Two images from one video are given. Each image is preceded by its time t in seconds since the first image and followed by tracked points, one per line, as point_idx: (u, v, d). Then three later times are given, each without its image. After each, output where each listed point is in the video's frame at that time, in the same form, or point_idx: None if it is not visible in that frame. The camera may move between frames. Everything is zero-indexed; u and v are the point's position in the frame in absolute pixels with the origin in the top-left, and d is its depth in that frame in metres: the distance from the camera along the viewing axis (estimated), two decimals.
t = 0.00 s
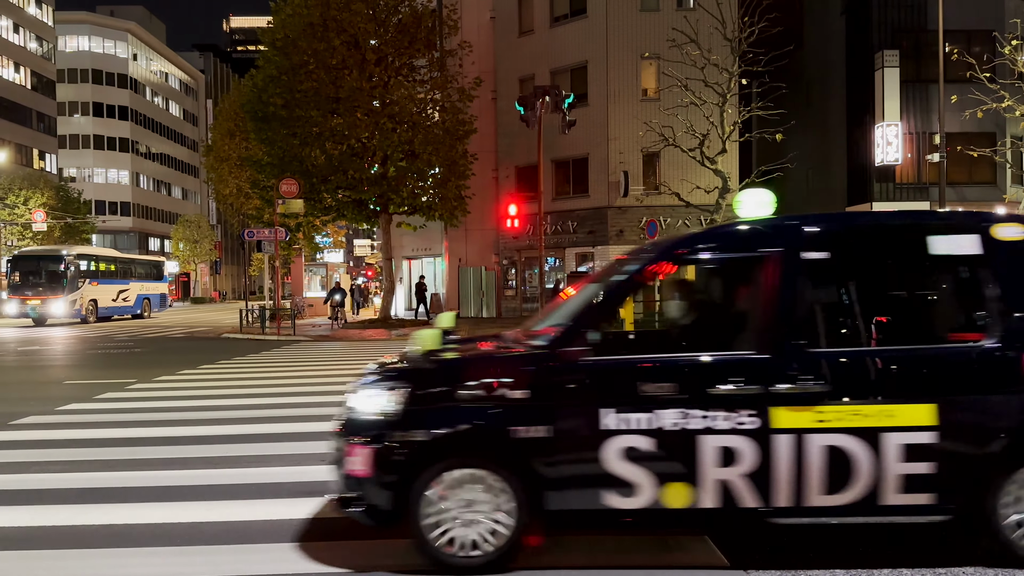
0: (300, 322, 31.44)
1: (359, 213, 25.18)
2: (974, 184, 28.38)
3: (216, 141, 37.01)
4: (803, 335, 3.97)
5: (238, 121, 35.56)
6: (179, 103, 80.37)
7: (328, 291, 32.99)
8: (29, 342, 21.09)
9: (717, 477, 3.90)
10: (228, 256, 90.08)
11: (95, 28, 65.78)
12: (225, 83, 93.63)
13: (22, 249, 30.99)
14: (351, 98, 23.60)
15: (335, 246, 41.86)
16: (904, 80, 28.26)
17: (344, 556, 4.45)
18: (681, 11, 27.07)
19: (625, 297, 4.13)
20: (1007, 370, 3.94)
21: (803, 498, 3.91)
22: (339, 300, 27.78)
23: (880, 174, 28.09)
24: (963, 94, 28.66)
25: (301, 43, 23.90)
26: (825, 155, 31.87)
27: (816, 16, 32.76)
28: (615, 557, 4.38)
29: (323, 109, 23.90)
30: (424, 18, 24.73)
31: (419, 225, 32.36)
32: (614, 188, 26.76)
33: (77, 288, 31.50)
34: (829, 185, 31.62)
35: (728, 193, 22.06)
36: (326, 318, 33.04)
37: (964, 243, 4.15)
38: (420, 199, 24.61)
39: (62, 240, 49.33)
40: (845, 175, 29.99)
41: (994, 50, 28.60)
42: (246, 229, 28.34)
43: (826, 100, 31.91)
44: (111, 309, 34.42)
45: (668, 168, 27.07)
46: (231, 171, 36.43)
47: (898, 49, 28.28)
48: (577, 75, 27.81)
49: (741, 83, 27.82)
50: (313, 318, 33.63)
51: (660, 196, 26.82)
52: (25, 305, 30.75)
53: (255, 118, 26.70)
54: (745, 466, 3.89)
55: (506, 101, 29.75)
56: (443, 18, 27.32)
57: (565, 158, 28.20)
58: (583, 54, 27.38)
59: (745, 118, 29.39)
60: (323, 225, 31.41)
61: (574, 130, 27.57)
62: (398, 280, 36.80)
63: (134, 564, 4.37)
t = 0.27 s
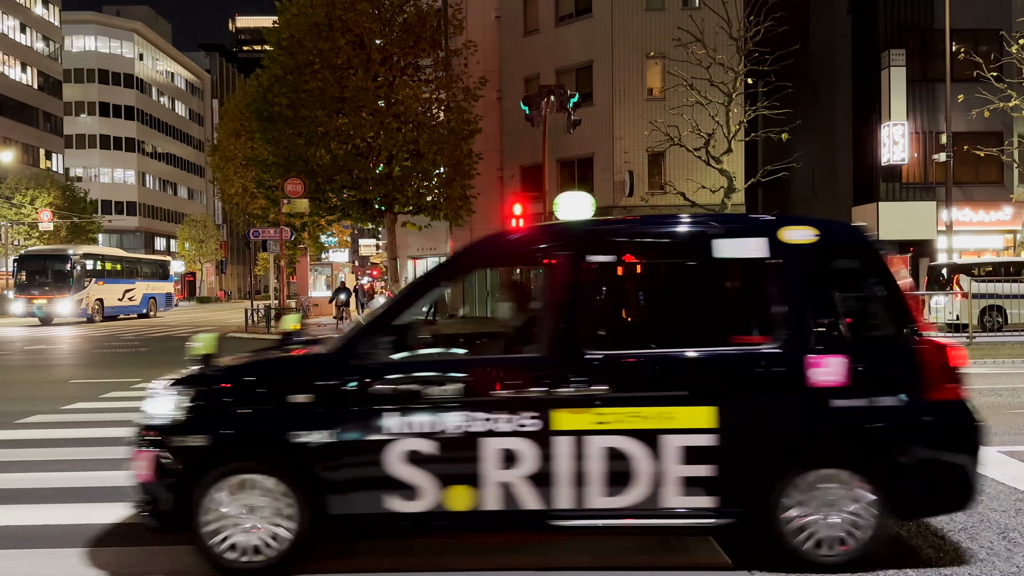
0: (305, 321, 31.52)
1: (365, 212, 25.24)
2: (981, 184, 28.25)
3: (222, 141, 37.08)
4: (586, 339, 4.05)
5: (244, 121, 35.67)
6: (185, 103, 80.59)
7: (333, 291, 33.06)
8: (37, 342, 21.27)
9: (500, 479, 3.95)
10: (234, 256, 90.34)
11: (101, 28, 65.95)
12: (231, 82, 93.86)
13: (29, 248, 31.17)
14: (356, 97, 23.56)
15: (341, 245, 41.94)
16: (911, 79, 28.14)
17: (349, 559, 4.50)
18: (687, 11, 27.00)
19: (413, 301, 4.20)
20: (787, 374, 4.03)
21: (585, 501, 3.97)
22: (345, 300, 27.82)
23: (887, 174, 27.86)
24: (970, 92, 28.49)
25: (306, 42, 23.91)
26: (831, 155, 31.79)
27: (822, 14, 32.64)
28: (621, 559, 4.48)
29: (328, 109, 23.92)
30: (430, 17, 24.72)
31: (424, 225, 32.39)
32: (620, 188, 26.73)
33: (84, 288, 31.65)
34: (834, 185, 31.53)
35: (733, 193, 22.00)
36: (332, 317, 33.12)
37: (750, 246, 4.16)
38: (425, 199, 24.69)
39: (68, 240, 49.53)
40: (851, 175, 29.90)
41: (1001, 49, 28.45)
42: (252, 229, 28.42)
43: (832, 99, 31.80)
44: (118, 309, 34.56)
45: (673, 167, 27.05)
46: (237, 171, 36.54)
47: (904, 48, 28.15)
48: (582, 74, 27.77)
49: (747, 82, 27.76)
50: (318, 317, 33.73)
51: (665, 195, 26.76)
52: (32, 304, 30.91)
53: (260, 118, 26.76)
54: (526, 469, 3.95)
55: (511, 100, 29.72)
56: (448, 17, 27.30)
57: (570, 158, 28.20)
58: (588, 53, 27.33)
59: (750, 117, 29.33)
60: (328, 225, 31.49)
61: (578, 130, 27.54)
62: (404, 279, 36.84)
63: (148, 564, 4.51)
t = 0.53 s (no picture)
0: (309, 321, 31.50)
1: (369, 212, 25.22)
2: (987, 184, 28.13)
3: (227, 141, 37.16)
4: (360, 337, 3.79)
5: (249, 120, 35.74)
6: (191, 102, 80.78)
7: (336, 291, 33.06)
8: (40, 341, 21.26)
9: (261, 486, 3.65)
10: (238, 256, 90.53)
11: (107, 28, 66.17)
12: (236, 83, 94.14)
13: (35, 247, 31.26)
14: (361, 97, 23.52)
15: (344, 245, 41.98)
16: (917, 79, 28.01)
17: (344, 555, 4.28)
18: (692, 10, 26.97)
19: (192, 296, 3.92)
20: (546, 377, 3.76)
21: (349, 506, 3.67)
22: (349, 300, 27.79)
23: (892, 174, 27.77)
24: (976, 92, 28.33)
25: (311, 42, 23.93)
26: (837, 154, 31.64)
27: (828, 13, 32.50)
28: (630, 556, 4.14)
29: (333, 109, 23.89)
30: (434, 17, 24.78)
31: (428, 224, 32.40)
32: (624, 188, 26.68)
33: (88, 286, 31.69)
34: (840, 184, 31.40)
35: (739, 192, 21.90)
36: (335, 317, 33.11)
37: (524, 248, 3.92)
38: (430, 198, 24.70)
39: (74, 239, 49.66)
40: (857, 174, 29.75)
41: (1007, 49, 28.33)
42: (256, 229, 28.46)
43: (838, 98, 31.67)
44: (122, 308, 34.60)
45: (679, 167, 26.98)
46: (242, 170, 36.62)
47: (910, 47, 28.02)
48: (587, 74, 27.73)
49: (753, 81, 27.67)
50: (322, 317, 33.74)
51: (670, 195, 26.70)
52: (37, 303, 30.95)
53: (265, 118, 26.82)
54: (287, 474, 3.65)
55: (515, 101, 29.72)
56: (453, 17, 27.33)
57: (574, 158, 28.14)
58: (593, 52, 27.29)
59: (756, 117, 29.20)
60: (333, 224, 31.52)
61: (583, 129, 27.49)
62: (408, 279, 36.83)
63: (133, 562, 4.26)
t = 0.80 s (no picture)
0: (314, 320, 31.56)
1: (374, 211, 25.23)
2: (994, 183, 28.01)
3: (232, 140, 37.22)
4: (132, 345, 4.03)
5: (254, 119, 35.82)
6: (196, 102, 80.98)
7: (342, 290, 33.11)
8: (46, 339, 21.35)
9: (11, 488, 3.89)
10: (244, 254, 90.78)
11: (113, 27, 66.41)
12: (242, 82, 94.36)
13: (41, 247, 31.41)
14: (366, 96, 23.53)
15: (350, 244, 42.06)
16: (923, 78, 27.87)
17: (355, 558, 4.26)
18: (697, 9, 26.91)
19: None
20: (294, 380, 3.99)
21: (98, 509, 3.91)
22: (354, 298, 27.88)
23: (898, 173, 27.65)
24: (983, 91, 28.14)
25: (316, 41, 23.95)
26: (843, 153, 31.51)
27: (834, 12, 32.37)
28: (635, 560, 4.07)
29: (338, 108, 23.93)
30: (439, 16, 24.81)
31: (433, 223, 32.44)
32: (630, 187, 26.63)
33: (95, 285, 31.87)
34: (846, 183, 31.29)
35: (744, 191, 21.84)
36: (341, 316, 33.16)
37: (274, 251, 4.16)
38: (434, 197, 24.75)
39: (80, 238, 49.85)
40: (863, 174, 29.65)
41: (1015, 47, 28.15)
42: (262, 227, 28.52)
43: (844, 97, 31.55)
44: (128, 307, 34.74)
45: (684, 166, 26.94)
46: (247, 169, 36.69)
47: (917, 46, 27.87)
48: (592, 73, 27.67)
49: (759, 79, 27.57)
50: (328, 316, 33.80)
51: (675, 195, 26.64)
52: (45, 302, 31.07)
53: (271, 117, 26.88)
54: (32, 478, 3.89)
55: (520, 99, 29.70)
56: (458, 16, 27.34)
57: (579, 157, 28.10)
58: (599, 52, 27.25)
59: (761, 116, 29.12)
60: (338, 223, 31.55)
61: (588, 128, 27.46)
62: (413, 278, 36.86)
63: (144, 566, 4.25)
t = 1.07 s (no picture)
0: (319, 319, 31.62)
1: (379, 211, 25.25)
2: (1000, 182, 27.91)
3: (237, 140, 37.30)
4: None
5: (259, 119, 35.87)
6: (201, 101, 81.18)
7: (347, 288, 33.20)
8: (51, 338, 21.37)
9: None
10: (249, 254, 90.93)
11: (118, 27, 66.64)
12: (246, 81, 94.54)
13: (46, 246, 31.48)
14: (371, 96, 23.60)
15: (354, 243, 42.12)
16: (929, 77, 27.77)
17: (366, 556, 4.20)
18: (702, 8, 26.86)
19: None
20: (19, 384, 4.03)
21: None
22: (359, 297, 27.95)
23: (904, 172, 27.57)
24: (990, 90, 28.00)
25: (320, 40, 23.98)
26: (849, 152, 31.41)
27: (840, 10, 32.24)
28: (641, 559, 4.01)
29: (343, 107, 23.99)
30: (444, 15, 24.84)
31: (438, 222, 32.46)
32: (634, 186, 26.59)
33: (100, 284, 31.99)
34: (851, 182, 31.17)
35: (750, 190, 21.77)
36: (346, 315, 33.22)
37: (7, 256, 4.27)
38: (439, 196, 24.78)
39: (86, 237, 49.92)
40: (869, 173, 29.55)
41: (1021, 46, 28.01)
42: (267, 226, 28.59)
43: (849, 96, 31.44)
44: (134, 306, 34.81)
45: (689, 165, 26.91)
46: (252, 169, 36.74)
47: (923, 45, 27.77)
48: (597, 72, 27.65)
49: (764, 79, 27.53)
50: (333, 315, 33.87)
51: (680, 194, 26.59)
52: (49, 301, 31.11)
53: (276, 116, 26.92)
54: None
55: (525, 98, 29.68)
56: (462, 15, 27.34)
57: (584, 156, 28.07)
58: (603, 51, 27.23)
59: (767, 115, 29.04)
60: (343, 222, 31.59)
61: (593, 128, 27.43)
62: (417, 277, 36.86)
63: (144, 565, 4.14)
